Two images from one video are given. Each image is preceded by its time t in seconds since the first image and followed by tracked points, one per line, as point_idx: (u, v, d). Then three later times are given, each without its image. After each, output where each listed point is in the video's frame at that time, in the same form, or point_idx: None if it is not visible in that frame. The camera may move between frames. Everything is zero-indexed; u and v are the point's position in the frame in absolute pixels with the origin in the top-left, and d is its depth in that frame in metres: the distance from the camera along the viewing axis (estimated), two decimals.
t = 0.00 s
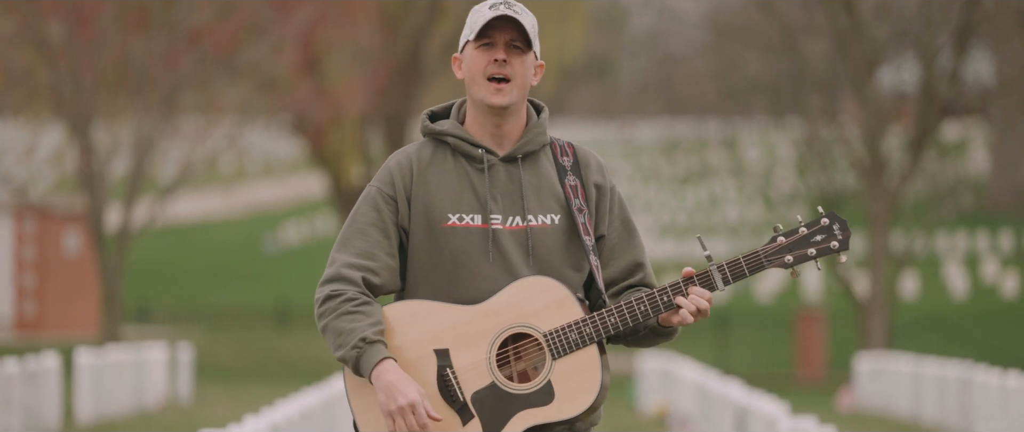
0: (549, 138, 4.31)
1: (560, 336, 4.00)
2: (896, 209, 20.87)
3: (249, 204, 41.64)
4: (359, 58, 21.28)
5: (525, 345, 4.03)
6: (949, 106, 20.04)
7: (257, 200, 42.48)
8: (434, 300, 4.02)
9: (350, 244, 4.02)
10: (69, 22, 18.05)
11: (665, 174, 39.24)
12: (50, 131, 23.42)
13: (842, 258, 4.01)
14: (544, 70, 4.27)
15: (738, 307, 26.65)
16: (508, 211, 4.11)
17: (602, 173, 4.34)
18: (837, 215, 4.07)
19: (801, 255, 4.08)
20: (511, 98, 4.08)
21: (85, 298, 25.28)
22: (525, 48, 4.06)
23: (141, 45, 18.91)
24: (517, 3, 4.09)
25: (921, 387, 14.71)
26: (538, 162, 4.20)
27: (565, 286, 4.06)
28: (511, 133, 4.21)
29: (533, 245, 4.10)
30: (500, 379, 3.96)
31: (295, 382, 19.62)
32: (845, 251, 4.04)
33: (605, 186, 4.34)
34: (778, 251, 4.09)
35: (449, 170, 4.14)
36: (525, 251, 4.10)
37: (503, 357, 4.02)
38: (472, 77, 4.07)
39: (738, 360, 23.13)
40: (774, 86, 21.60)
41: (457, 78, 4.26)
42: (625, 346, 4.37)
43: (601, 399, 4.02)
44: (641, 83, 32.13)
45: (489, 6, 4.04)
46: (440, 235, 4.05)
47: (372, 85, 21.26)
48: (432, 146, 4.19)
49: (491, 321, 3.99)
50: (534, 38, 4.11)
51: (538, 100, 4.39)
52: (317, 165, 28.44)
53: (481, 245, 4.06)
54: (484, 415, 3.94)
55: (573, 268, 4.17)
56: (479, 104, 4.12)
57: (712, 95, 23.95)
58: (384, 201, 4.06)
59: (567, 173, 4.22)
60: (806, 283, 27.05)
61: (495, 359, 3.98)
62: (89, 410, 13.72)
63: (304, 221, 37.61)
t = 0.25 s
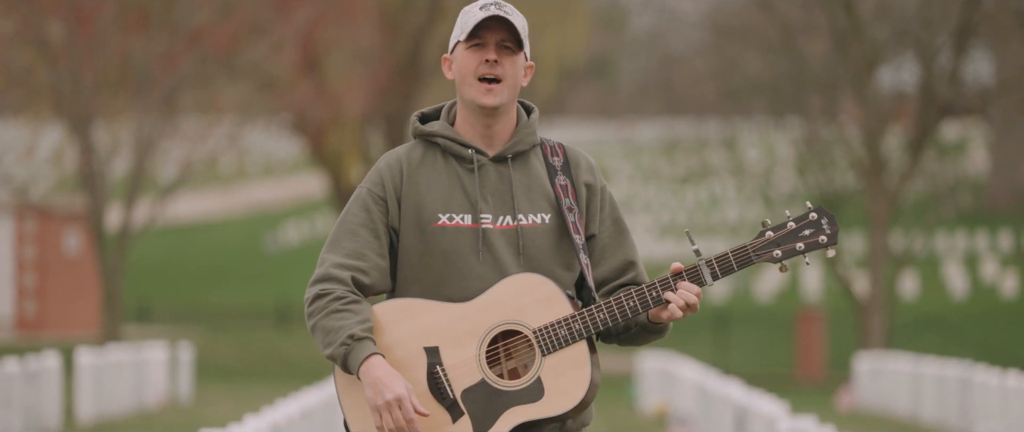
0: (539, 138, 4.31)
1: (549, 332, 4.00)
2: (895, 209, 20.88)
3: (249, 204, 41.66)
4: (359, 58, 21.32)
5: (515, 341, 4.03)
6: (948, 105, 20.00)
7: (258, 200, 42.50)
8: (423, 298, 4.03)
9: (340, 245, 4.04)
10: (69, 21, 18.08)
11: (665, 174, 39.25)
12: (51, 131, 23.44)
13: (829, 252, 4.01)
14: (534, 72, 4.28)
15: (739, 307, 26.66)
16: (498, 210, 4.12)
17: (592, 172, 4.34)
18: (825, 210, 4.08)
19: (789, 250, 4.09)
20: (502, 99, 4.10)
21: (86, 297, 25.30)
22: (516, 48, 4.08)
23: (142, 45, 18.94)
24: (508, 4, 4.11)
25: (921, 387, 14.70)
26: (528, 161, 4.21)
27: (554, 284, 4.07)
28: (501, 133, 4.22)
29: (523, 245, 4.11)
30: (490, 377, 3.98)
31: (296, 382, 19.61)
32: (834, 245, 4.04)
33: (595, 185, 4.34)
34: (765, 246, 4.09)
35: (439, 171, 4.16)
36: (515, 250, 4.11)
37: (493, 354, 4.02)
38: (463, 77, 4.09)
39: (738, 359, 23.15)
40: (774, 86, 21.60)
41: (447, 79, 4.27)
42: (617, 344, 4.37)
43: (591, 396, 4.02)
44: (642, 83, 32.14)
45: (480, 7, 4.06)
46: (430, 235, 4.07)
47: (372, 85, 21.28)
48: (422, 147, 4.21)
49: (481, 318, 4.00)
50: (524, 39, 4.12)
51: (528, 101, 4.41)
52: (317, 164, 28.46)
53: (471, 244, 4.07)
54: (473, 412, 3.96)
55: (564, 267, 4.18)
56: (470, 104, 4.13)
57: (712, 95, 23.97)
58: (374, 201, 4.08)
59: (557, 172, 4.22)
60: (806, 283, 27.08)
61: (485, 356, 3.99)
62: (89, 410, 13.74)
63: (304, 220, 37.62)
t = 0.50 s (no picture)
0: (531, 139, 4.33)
1: (543, 333, 4.02)
2: (895, 209, 20.90)
3: (249, 204, 41.68)
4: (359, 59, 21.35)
5: (507, 343, 4.06)
6: (948, 105, 20.02)
7: (258, 199, 42.51)
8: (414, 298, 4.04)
9: (332, 244, 4.05)
10: (69, 22, 18.09)
11: (665, 174, 39.26)
12: (51, 130, 23.47)
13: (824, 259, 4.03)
14: (528, 74, 4.30)
15: (739, 307, 26.66)
16: (491, 211, 4.14)
17: (584, 174, 4.36)
18: (820, 217, 4.10)
19: (784, 256, 4.10)
20: (496, 100, 4.12)
21: (86, 297, 25.32)
22: (512, 50, 4.10)
23: (142, 45, 18.96)
24: (505, 6, 4.13)
25: (920, 387, 14.70)
26: (521, 163, 4.23)
27: (548, 285, 4.09)
28: (494, 135, 4.24)
29: (516, 246, 4.13)
30: (483, 377, 4.00)
31: (297, 382, 19.62)
32: (829, 252, 4.06)
33: (587, 187, 4.36)
34: (761, 252, 4.12)
35: (431, 171, 4.17)
36: (507, 251, 4.13)
37: (485, 355, 4.05)
38: (458, 78, 4.10)
39: (738, 359, 23.16)
40: (774, 86, 21.62)
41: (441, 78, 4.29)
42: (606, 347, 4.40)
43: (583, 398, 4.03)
44: (642, 83, 32.16)
45: (478, 8, 4.07)
46: (422, 235, 4.08)
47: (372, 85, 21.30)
48: (414, 147, 4.23)
49: (475, 318, 4.03)
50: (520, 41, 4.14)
51: (520, 103, 4.42)
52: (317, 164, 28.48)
53: (463, 244, 4.09)
54: (466, 411, 3.98)
55: (554, 268, 4.20)
56: (464, 105, 4.15)
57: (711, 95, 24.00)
58: (366, 200, 4.09)
59: (549, 175, 4.25)
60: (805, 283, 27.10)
61: (477, 356, 4.01)
62: (89, 410, 13.76)
63: (304, 220, 37.64)
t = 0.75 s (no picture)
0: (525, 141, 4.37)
1: (537, 336, 4.06)
2: (895, 208, 20.92)
3: (249, 204, 41.70)
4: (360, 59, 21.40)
5: (500, 345, 4.08)
6: (948, 106, 20.06)
7: (258, 200, 42.52)
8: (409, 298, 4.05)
9: (325, 241, 4.07)
10: (70, 22, 18.11)
11: (665, 174, 39.28)
12: (51, 130, 23.49)
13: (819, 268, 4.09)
14: (523, 75, 4.32)
15: (738, 306, 26.68)
16: (484, 212, 4.17)
17: (577, 178, 4.41)
18: (814, 226, 4.16)
19: (779, 264, 4.16)
20: (493, 101, 4.14)
21: (87, 297, 25.35)
22: (509, 53, 4.13)
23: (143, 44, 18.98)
24: (504, 7, 4.15)
25: (920, 386, 14.72)
26: (515, 164, 4.27)
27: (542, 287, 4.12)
28: (488, 136, 4.27)
29: (509, 247, 4.16)
30: (476, 378, 4.01)
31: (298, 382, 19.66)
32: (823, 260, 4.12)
33: (580, 190, 4.40)
34: (756, 259, 4.16)
35: (425, 170, 4.20)
36: (500, 252, 4.15)
37: (478, 356, 4.06)
38: (455, 79, 4.12)
39: (738, 359, 23.18)
40: (773, 86, 21.64)
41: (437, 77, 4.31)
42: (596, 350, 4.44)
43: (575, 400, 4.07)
44: (642, 82, 32.18)
45: (478, 9, 4.09)
46: (416, 235, 4.10)
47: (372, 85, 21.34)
48: (408, 146, 4.25)
49: (469, 319, 4.03)
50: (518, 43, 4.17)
51: (515, 104, 4.46)
52: (317, 164, 28.49)
53: (457, 244, 4.11)
54: (459, 412, 3.98)
55: (546, 268, 4.23)
56: (461, 104, 4.17)
57: (711, 94, 24.03)
58: (359, 199, 4.11)
59: (542, 176, 4.29)
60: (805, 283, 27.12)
61: (470, 356, 4.02)
62: (90, 409, 13.79)
63: (304, 220, 37.66)
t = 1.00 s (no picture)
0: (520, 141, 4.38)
1: (534, 338, 4.05)
2: (895, 208, 20.92)
3: (249, 204, 41.71)
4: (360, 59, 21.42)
5: (496, 346, 4.09)
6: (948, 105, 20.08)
7: (258, 200, 42.53)
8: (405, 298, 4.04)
9: (320, 241, 4.07)
10: (70, 22, 18.10)
11: (665, 174, 39.29)
12: (51, 131, 23.50)
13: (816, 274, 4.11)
14: (519, 76, 4.33)
15: (738, 306, 26.69)
16: (480, 213, 4.19)
17: (571, 178, 4.43)
18: (812, 231, 4.19)
19: (776, 269, 4.18)
20: (490, 103, 4.14)
21: (86, 297, 25.35)
22: (507, 55, 4.14)
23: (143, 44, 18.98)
24: (501, 10, 4.15)
25: (920, 386, 14.73)
26: (510, 165, 4.29)
27: (539, 290, 4.11)
28: (484, 137, 4.28)
29: (505, 249, 4.17)
30: (472, 379, 4.03)
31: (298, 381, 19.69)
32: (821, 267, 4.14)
33: (574, 191, 4.42)
34: (752, 264, 4.18)
35: (420, 171, 4.20)
36: (496, 255, 4.17)
37: (474, 357, 4.07)
38: (453, 81, 4.12)
39: (738, 359, 23.18)
40: (773, 86, 21.64)
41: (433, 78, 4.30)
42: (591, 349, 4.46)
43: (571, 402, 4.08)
44: (642, 82, 32.18)
45: (476, 11, 4.08)
46: (411, 237, 4.13)
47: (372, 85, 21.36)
48: (403, 147, 4.25)
49: (465, 321, 4.03)
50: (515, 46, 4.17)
51: (510, 104, 4.46)
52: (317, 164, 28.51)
53: (452, 247, 4.15)
54: (455, 413, 4.01)
55: (542, 270, 4.24)
56: (457, 107, 4.17)
57: (711, 94, 24.03)
58: (353, 200, 4.10)
59: (538, 177, 4.31)
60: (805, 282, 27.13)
61: (467, 357, 4.04)
62: (91, 410, 13.80)
63: (305, 220, 37.66)
